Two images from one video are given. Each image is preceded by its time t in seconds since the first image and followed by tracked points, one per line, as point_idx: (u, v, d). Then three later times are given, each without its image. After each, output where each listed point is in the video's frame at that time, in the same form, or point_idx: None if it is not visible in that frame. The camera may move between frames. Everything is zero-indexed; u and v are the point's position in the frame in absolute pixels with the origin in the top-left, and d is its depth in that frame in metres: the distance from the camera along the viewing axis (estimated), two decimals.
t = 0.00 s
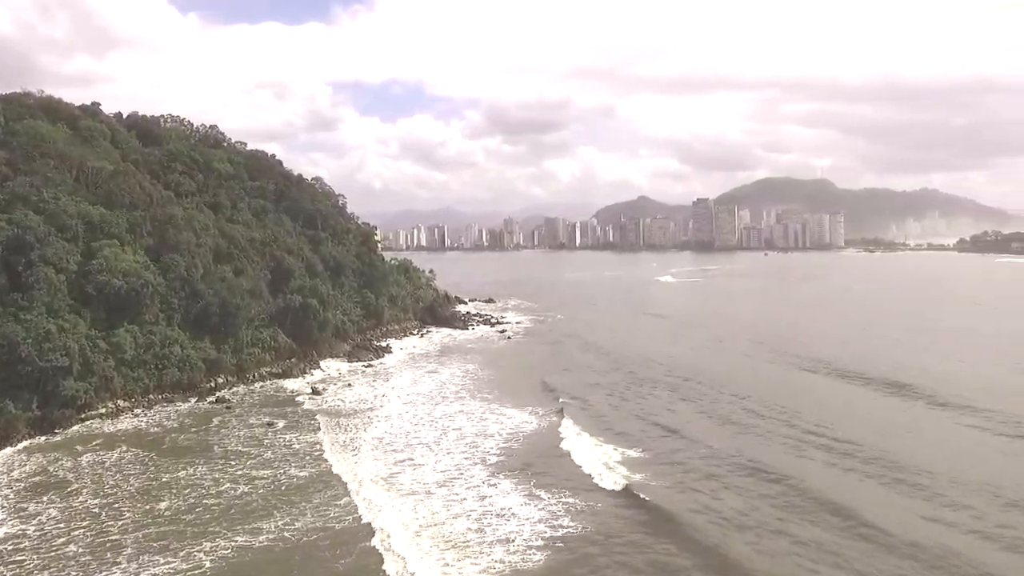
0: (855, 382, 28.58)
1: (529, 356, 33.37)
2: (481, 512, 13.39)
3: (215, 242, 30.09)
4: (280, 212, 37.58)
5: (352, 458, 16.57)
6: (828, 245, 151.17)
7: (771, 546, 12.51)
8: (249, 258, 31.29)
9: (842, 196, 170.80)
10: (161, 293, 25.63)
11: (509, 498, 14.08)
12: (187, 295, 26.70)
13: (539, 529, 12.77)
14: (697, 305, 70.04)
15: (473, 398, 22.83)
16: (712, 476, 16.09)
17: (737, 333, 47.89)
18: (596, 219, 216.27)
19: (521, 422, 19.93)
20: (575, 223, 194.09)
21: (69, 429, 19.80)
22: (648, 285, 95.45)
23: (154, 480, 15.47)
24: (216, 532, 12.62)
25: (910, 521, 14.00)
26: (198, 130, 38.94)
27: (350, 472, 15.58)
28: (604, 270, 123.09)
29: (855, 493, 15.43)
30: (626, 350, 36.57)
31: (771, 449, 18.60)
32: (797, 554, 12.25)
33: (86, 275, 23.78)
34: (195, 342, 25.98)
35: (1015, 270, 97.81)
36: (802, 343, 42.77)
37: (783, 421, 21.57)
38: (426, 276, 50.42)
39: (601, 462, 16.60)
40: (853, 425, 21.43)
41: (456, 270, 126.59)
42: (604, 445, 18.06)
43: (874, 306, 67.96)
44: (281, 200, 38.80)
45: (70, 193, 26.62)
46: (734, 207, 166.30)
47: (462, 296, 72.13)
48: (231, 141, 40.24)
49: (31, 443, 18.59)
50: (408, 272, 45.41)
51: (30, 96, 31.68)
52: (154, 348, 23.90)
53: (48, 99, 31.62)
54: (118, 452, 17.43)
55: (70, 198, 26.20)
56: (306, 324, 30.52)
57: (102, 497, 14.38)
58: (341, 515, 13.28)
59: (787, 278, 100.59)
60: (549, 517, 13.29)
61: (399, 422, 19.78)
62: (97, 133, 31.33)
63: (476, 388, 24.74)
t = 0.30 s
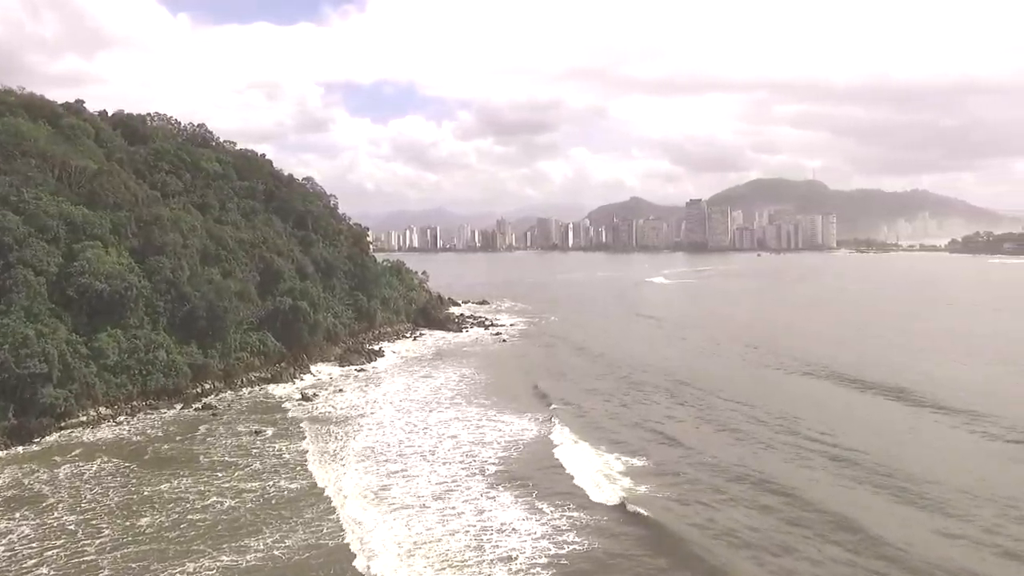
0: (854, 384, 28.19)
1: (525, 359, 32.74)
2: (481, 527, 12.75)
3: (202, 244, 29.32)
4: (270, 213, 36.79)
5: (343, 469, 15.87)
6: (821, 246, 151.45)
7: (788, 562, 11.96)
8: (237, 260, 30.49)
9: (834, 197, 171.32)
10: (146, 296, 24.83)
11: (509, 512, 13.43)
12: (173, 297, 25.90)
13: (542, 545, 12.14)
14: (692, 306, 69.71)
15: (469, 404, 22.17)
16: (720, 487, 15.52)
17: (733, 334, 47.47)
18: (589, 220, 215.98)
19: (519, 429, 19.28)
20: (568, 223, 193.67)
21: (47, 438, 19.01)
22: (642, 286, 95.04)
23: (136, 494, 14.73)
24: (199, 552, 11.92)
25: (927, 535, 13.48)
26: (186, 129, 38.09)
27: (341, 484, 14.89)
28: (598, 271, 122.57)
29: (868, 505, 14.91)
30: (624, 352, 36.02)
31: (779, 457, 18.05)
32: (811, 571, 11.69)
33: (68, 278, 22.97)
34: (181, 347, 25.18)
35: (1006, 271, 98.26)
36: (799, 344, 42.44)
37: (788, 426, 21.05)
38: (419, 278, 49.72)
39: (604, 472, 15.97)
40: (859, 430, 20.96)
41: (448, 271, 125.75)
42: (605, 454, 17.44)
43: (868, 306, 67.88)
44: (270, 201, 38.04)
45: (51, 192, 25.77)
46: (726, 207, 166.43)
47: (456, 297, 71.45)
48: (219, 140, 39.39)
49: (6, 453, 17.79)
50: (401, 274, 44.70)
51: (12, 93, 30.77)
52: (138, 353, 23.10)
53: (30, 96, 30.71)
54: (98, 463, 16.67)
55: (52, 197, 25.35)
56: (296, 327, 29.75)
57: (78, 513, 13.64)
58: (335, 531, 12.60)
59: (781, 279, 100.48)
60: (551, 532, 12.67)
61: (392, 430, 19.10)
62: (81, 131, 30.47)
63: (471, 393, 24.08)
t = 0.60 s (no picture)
0: (861, 387, 27.69)
1: (524, 364, 32.08)
2: (485, 544, 12.11)
3: (195, 245, 28.65)
4: (264, 214, 36.10)
5: (339, 481, 15.19)
6: (818, 247, 151.40)
7: None
8: (230, 263, 29.80)
9: (830, 198, 171.37)
10: (135, 299, 24.12)
11: (515, 528, 12.79)
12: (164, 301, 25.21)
13: (550, 564, 11.51)
14: (690, 307, 69.38)
15: (468, 411, 21.53)
16: (733, 499, 14.91)
17: (734, 335, 47.02)
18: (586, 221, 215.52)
19: (521, 437, 18.64)
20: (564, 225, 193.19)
21: (31, 447, 18.29)
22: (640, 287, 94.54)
23: (121, 508, 14.02)
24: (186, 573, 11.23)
25: (951, 552, 12.91)
26: (178, 128, 37.34)
27: (337, 497, 14.21)
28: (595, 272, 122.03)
29: (886, 518, 14.33)
30: (626, 355, 35.40)
31: (790, 466, 17.46)
32: None
33: (55, 281, 22.28)
34: (172, 352, 24.47)
35: (1003, 271, 98.23)
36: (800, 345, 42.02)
37: (797, 432, 20.48)
38: (416, 280, 49.06)
39: (611, 484, 15.35)
40: (870, 436, 20.40)
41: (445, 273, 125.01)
42: (611, 464, 16.80)
43: (867, 307, 67.46)
44: (265, 201, 37.34)
45: (38, 192, 25.03)
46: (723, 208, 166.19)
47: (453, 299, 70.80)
48: (212, 139, 38.65)
49: None
50: (398, 276, 44.03)
51: None
52: (127, 358, 22.38)
53: (17, 94, 29.93)
54: (83, 474, 15.96)
55: (39, 197, 24.64)
56: (291, 331, 29.04)
57: (59, 530, 12.95)
58: (331, 549, 11.93)
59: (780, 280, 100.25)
60: (558, 549, 12.04)
61: (390, 439, 18.44)
62: (70, 130, 29.72)
63: (471, 399, 23.42)
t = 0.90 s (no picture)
0: (872, 390, 27.11)
1: (527, 367, 31.47)
2: (491, 563, 11.48)
3: (191, 246, 28.03)
4: (262, 215, 35.48)
5: (338, 493, 14.56)
6: (820, 248, 150.97)
7: None
8: (227, 264, 29.17)
9: (832, 198, 171.02)
10: (129, 302, 23.50)
11: (524, 545, 12.16)
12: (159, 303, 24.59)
13: None
14: (692, 307, 68.91)
15: (471, 417, 20.91)
16: (751, 513, 14.29)
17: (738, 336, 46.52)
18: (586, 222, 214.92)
19: (527, 446, 18.01)
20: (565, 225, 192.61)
21: (18, 456, 17.65)
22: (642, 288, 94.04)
23: (108, 522, 13.37)
24: None
25: (982, 570, 12.30)
26: (175, 127, 36.70)
27: (336, 511, 13.57)
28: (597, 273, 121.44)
29: (911, 533, 13.71)
30: (631, 358, 34.77)
31: (807, 476, 16.84)
32: None
33: (45, 283, 21.66)
34: (166, 356, 23.84)
35: (1006, 272, 98.14)
36: (806, 346, 41.51)
37: (812, 439, 19.86)
38: (417, 281, 48.45)
39: (622, 496, 14.73)
40: (887, 443, 19.78)
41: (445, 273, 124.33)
42: (621, 474, 16.19)
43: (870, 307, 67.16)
44: (263, 201, 36.73)
45: (30, 192, 24.40)
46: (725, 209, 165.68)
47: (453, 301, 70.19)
48: (210, 139, 38.02)
49: None
50: (398, 277, 43.43)
51: None
52: (120, 362, 21.76)
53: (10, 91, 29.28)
54: (71, 485, 15.33)
55: (30, 197, 24.01)
56: (290, 333, 28.40)
57: (42, 546, 12.30)
58: (329, 568, 11.31)
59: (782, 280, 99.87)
60: (569, 568, 11.42)
61: (391, 447, 17.81)
62: (63, 128, 29.09)
63: (474, 404, 22.80)
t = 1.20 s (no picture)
0: (879, 392, 26.48)
1: (527, 371, 30.82)
2: None
3: (184, 247, 27.32)
4: (257, 215, 34.77)
5: (334, 507, 13.88)
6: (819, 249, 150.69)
7: None
8: (220, 266, 28.46)
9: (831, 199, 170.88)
10: (118, 305, 22.79)
11: (530, 564, 11.51)
12: (149, 306, 23.87)
13: None
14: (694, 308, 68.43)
15: (472, 424, 20.24)
16: (766, 529, 13.63)
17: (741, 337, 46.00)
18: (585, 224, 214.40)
19: (531, 455, 17.34)
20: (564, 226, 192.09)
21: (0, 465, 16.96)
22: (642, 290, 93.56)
23: (90, 539, 12.67)
24: None
25: None
26: (169, 126, 36.00)
27: (330, 527, 12.91)
28: (597, 274, 120.85)
29: (934, 550, 13.04)
30: (633, 361, 34.12)
31: (821, 488, 16.21)
32: None
33: (31, 286, 20.95)
34: (157, 360, 23.13)
35: (1007, 271, 98.55)
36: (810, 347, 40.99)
37: (823, 447, 19.22)
38: (416, 282, 47.79)
39: (630, 509, 14.09)
40: (901, 450, 19.13)
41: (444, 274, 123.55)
42: (629, 485, 15.54)
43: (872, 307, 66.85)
44: (258, 202, 36.04)
45: (16, 191, 23.69)
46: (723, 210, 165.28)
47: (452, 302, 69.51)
48: (204, 138, 37.32)
49: None
50: (397, 279, 42.76)
51: None
52: (108, 367, 21.08)
53: None
54: (54, 498, 14.64)
55: (17, 197, 23.30)
56: (285, 336, 27.68)
57: (19, 565, 11.63)
58: None
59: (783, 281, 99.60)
60: None
61: (389, 455, 17.12)
62: (53, 126, 28.40)
63: (474, 410, 22.14)
